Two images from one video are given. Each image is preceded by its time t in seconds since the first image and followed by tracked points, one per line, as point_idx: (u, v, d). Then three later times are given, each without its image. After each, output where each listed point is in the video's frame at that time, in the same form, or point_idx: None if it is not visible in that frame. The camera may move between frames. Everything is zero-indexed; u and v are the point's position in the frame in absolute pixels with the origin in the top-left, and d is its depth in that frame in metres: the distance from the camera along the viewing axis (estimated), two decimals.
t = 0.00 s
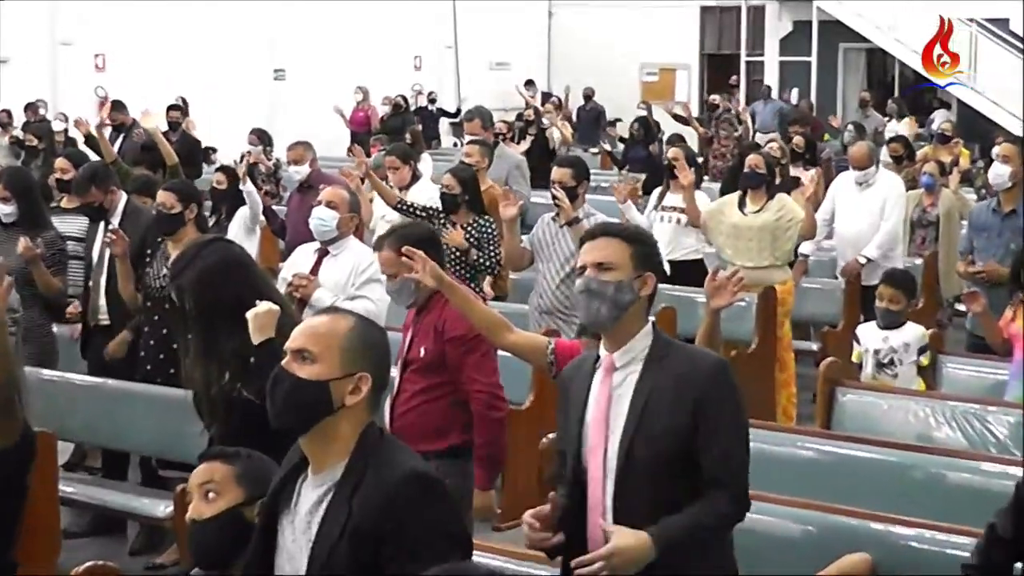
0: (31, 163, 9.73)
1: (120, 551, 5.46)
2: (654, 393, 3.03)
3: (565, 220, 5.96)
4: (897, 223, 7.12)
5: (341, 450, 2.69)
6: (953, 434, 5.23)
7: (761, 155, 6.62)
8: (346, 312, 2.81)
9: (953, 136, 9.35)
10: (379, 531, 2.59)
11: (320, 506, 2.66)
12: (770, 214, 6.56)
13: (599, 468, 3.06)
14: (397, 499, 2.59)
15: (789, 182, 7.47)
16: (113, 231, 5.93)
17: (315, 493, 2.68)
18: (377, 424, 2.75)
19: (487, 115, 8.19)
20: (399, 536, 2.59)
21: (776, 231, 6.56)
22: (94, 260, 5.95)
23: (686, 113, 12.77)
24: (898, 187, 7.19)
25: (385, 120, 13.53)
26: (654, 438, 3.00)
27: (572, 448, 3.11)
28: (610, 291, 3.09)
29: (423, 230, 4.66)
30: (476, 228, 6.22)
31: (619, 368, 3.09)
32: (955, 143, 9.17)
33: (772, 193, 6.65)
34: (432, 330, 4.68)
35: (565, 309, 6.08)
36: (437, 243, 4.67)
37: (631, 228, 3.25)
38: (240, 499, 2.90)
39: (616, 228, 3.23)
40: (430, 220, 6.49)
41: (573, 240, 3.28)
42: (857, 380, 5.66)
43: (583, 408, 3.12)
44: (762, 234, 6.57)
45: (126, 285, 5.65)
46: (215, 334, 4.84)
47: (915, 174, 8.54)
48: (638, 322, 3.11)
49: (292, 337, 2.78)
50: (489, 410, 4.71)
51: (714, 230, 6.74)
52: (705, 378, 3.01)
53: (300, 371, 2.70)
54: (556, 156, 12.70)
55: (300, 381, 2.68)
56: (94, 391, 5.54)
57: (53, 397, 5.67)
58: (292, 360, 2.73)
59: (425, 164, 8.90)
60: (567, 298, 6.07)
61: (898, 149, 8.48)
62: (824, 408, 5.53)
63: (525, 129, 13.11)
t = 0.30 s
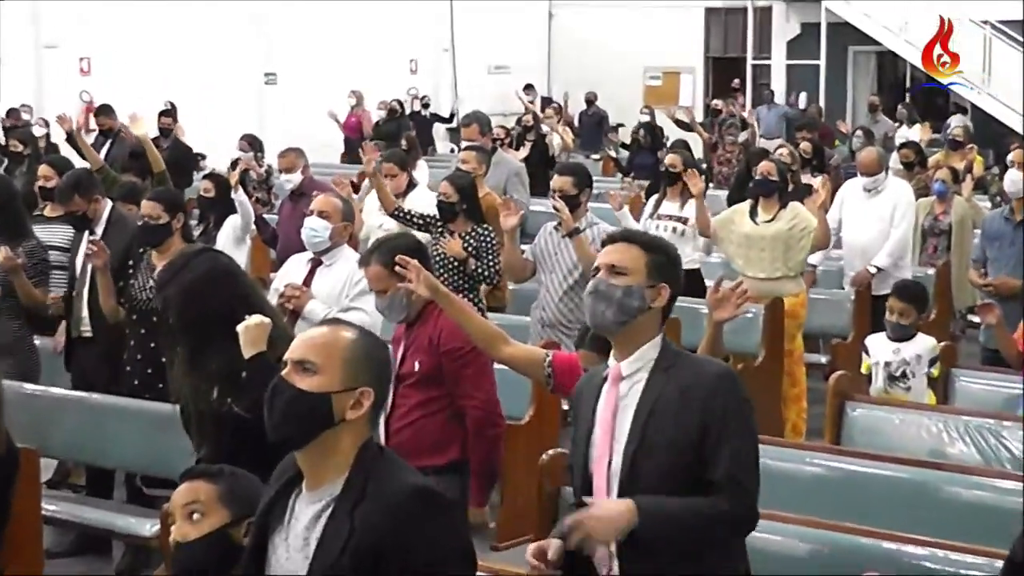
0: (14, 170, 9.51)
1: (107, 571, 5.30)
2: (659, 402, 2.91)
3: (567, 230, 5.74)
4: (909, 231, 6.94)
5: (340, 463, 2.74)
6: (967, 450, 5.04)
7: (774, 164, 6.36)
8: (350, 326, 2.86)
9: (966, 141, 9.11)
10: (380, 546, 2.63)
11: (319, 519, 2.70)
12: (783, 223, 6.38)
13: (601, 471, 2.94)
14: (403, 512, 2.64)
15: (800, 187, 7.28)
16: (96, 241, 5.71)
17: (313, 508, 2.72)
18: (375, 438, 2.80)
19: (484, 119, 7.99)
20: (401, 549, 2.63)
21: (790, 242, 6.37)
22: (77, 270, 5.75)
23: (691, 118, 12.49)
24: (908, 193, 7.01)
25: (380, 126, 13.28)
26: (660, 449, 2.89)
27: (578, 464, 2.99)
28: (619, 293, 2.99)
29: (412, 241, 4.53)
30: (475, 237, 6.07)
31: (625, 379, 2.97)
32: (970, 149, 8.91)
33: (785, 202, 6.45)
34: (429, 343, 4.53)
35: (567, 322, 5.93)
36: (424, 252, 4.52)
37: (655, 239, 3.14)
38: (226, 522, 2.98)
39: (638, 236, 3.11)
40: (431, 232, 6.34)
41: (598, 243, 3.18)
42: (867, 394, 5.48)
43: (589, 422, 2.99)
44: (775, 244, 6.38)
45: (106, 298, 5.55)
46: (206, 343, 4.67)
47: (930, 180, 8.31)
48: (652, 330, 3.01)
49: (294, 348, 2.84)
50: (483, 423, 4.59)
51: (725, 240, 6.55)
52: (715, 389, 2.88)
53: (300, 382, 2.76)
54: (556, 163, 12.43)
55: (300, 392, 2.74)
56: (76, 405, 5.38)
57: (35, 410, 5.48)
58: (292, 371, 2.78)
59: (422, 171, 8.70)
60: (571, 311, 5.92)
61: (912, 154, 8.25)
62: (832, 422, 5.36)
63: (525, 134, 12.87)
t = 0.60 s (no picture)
0: None
1: None
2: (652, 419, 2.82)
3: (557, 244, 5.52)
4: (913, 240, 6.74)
5: (331, 480, 2.94)
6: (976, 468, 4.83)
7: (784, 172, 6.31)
8: (343, 343, 3.05)
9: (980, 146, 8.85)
10: (373, 564, 2.85)
11: (308, 538, 2.90)
12: (794, 235, 6.25)
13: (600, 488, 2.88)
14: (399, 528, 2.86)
15: (807, 198, 7.09)
16: (78, 255, 5.61)
17: (302, 528, 2.91)
18: (367, 455, 2.99)
19: (480, 128, 7.81)
20: (394, 563, 2.85)
21: (801, 254, 6.23)
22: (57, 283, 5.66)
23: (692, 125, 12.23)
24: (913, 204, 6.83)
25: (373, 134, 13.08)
26: (645, 468, 2.79)
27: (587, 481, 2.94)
28: (621, 306, 2.92)
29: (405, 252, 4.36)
30: (467, 249, 5.87)
31: (630, 396, 2.90)
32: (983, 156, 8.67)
33: (795, 214, 6.32)
34: (420, 358, 4.34)
35: (560, 337, 5.71)
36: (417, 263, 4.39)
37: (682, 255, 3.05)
38: (210, 546, 3.35)
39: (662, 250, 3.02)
40: (421, 244, 6.15)
41: (622, 256, 3.09)
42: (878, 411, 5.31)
43: (597, 438, 2.94)
44: (785, 257, 6.24)
45: (84, 314, 5.38)
46: (185, 359, 4.54)
47: (940, 189, 8.09)
48: (661, 347, 2.93)
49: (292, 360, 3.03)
50: (476, 441, 4.40)
51: (735, 253, 6.43)
52: (703, 410, 2.76)
53: (296, 397, 2.95)
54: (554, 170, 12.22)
55: (296, 407, 2.93)
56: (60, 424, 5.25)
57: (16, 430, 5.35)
58: (290, 385, 2.97)
59: (417, 180, 8.51)
60: (564, 325, 5.71)
61: (920, 163, 8.04)
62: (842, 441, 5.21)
63: (522, 140, 12.64)
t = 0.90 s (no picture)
0: None
1: None
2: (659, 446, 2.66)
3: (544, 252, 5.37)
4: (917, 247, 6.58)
5: (323, 497, 2.93)
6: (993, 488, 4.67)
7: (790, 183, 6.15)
8: (337, 354, 3.03)
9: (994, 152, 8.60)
10: None
11: (299, 557, 2.92)
12: (802, 245, 6.08)
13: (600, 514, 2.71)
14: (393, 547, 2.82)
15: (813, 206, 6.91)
16: (57, 267, 5.47)
17: (292, 547, 2.93)
18: (361, 471, 2.97)
19: (475, 133, 7.63)
20: None
21: (808, 265, 6.07)
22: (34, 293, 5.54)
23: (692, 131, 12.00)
24: (918, 212, 6.64)
25: (365, 142, 12.90)
26: (650, 500, 2.64)
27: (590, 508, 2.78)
28: (623, 325, 2.75)
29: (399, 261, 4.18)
30: (455, 258, 5.76)
31: (634, 419, 2.73)
32: (996, 164, 8.44)
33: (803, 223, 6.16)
34: (410, 370, 4.15)
35: (544, 347, 5.53)
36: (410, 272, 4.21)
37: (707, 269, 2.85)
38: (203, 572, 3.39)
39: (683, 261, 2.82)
40: (410, 254, 5.99)
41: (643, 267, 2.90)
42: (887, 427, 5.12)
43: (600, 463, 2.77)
44: (791, 267, 6.09)
45: (69, 328, 5.26)
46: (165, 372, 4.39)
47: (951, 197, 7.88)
48: (669, 369, 2.76)
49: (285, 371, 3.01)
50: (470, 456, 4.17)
51: (742, 264, 6.27)
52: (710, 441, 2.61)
53: (287, 411, 2.94)
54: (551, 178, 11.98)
55: (287, 421, 2.92)
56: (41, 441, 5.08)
57: None
58: (282, 400, 2.96)
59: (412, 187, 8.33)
60: (548, 334, 5.52)
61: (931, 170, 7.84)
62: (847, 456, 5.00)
63: (517, 148, 12.40)
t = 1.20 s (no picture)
0: None
1: None
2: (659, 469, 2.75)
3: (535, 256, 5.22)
4: (923, 252, 6.40)
5: (314, 510, 2.95)
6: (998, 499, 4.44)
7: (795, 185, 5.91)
8: (327, 366, 3.06)
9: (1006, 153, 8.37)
10: None
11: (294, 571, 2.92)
12: (807, 250, 5.92)
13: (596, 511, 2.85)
14: (383, 559, 2.79)
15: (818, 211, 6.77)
16: (33, 275, 5.32)
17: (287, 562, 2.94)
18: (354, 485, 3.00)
19: (469, 134, 7.47)
20: None
21: (812, 271, 5.91)
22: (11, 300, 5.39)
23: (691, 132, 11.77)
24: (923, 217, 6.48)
25: (357, 144, 12.66)
26: (650, 524, 2.73)
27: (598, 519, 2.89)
28: (632, 345, 2.81)
29: (389, 269, 4.03)
30: (441, 265, 5.65)
31: (641, 439, 2.82)
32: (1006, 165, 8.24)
33: (808, 227, 5.99)
34: (400, 380, 3.99)
35: (531, 355, 5.34)
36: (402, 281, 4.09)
37: (726, 284, 2.88)
38: None
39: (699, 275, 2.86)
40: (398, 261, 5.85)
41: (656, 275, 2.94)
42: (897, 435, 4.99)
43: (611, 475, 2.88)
44: (796, 273, 5.92)
45: (60, 340, 5.10)
46: (154, 383, 4.27)
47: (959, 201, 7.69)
48: (682, 390, 2.82)
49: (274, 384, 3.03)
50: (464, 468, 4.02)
51: (746, 272, 6.11)
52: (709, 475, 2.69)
53: (279, 424, 2.97)
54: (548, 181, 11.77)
55: (277, 432, 2.95)
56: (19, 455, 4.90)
57: None
58: (273, 411, 2.99)
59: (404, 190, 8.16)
60: (535, 342, 5.34)
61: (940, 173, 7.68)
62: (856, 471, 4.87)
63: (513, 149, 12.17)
